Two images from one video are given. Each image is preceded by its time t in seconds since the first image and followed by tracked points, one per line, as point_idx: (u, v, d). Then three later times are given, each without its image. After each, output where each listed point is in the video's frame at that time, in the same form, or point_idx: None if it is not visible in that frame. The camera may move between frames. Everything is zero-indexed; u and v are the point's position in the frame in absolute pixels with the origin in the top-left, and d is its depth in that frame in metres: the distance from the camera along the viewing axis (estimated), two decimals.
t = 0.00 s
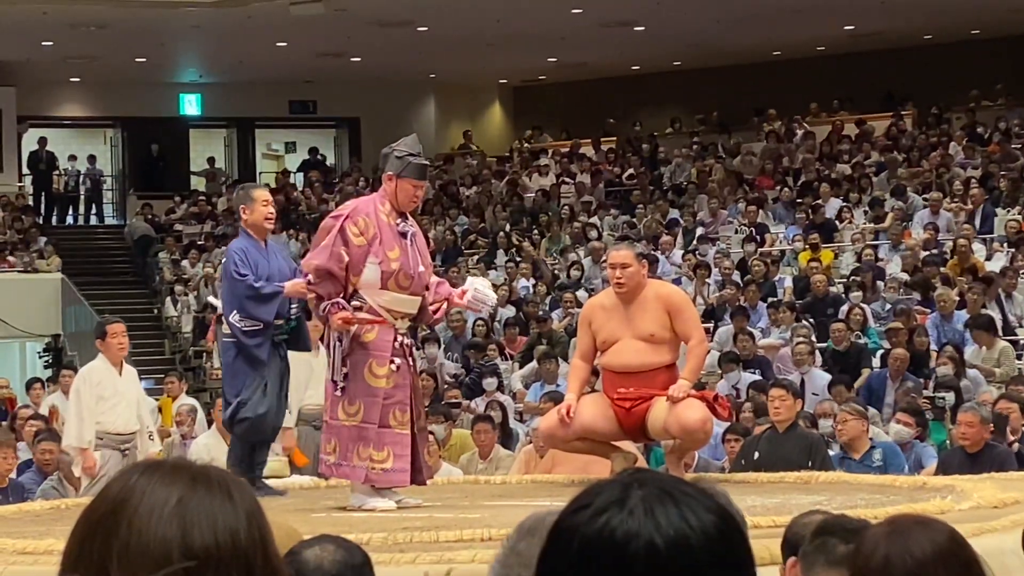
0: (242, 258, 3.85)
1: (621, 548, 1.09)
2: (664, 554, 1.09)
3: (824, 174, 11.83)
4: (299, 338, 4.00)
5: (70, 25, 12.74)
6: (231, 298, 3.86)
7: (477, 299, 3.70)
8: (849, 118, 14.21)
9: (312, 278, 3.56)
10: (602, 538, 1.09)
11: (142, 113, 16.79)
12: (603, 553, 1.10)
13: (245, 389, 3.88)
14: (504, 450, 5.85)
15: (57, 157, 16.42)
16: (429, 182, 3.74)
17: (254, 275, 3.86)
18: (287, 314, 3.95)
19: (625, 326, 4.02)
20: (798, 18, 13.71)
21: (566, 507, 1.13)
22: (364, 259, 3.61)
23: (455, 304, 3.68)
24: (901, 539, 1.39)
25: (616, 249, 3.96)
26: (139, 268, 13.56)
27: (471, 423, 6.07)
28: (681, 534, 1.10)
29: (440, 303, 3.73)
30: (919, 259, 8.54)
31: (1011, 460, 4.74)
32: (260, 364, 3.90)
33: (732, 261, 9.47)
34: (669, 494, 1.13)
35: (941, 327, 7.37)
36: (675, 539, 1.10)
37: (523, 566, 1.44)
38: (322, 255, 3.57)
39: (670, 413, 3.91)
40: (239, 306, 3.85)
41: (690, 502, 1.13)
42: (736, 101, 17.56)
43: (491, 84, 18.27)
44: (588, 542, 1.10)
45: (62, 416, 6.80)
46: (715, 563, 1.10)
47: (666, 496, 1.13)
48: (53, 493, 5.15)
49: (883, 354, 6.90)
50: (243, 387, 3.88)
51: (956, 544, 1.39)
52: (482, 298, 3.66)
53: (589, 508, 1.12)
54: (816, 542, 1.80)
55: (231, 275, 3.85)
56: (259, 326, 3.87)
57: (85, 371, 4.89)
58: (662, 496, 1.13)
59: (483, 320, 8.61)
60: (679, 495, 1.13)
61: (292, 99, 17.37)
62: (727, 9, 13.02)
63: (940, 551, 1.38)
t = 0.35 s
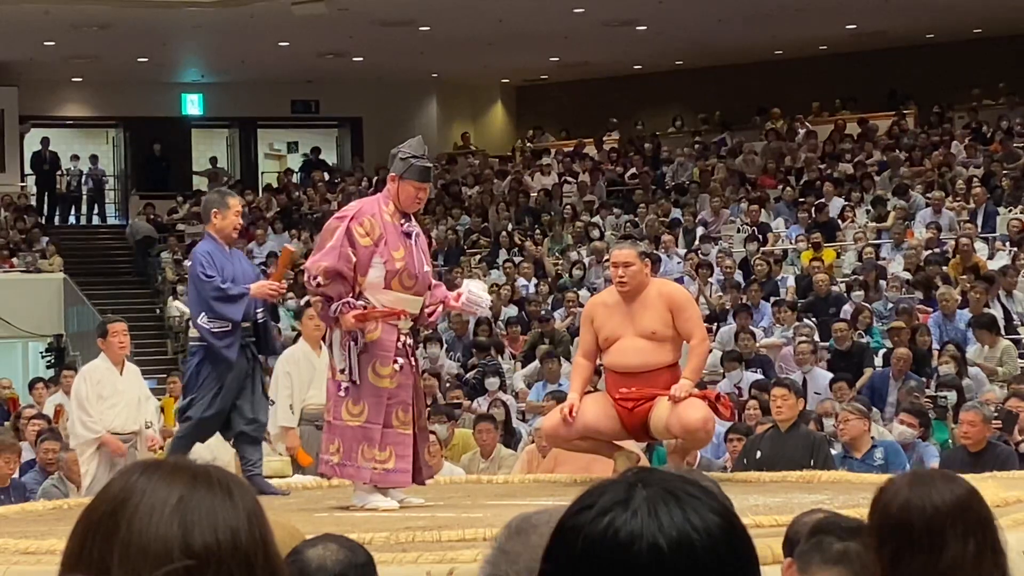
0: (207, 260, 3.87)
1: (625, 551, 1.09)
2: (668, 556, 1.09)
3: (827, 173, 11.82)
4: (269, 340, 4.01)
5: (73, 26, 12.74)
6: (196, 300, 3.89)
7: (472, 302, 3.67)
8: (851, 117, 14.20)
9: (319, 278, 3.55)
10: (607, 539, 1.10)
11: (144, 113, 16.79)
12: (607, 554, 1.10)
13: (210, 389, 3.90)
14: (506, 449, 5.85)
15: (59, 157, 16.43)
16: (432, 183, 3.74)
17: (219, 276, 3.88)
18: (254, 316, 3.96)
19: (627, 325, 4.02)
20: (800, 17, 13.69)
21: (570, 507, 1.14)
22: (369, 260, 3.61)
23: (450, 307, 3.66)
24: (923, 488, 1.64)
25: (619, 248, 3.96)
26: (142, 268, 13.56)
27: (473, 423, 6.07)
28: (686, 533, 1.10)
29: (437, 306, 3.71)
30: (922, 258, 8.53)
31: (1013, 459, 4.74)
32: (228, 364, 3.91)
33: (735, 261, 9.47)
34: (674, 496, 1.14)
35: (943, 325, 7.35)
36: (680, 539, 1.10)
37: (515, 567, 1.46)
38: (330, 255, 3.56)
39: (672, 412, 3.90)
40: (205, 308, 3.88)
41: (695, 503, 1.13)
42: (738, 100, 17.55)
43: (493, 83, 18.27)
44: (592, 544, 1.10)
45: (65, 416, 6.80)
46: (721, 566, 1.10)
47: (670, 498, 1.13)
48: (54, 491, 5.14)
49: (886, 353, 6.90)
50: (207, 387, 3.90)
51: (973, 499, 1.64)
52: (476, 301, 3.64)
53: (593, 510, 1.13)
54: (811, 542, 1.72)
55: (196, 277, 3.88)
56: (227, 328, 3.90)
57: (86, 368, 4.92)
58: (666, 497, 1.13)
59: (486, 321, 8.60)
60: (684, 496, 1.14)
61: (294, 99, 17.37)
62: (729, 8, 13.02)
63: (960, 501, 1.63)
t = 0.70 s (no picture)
0: (190, 261, 3.93)
1: (624, 552, 1.10)
2: (669, 559, 1.09)
3: (828, 174, 11.82)
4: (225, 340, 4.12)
5: (74, 27, 12.74)
6: (167, 297, 3.93)
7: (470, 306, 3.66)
8: (852, 117, 14.19)
9: (325, 281, 3.52)
10: (608, 540, 1.10)
11: (145, 114, 16.79)
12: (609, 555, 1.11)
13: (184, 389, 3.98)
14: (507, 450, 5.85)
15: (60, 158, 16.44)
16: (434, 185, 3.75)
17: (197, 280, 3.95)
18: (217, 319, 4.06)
19: (629, 326, 4.02)
20: (801, 18, 13.67)
21: (572, 507, 1.14)
22: (373, 261, 3.60)
23: (449, 309, 3.65)
24: (951, 431, 1.77)
25: (620, 248, 3.95)
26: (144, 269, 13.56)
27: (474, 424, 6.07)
28: (688, 535, 1.10)
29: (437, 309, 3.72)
30: (923, 258, 8.53)
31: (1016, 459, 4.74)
32: (197, 364, 4.00)
33: (736, 261, 9.46)
34: (675, 497, 1.14)
35: (945, 325, 7.35)
36: (681, 540, 1.10)
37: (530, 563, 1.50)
38: (335, 258, 3.54)
39: (674, 413, 3.90)
40: (175, 307, 3.93)
41: (696, 504, 1.13)
42: (738, 100, 17.54)
43: (495, 84, 18.27)
44: (597, 546, 1.10)
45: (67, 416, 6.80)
46: (722, 565, 1.11)
47: (672, 499, 1.13)
48: (55, 493, 5.15)
49: (888, 354, 6.90)
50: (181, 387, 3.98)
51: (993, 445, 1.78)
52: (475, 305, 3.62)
53: (595, 511, 1.13)
54: (808, 543, 1.78)
55: (171, 274, 3.93)
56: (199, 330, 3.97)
57: (79, 367, 4.94)
58: (668, 498, 1.13)
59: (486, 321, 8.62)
60: (686, 497, 1.14)
61: (295, 100, 17.37)
62: (729, 9, 13.00)
63: (984, 447, 1.77)
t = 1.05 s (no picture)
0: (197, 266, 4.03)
1: (627, 553, 1.09)
2: (671, 561, 1.09)
3: (829, 176, 11.82)
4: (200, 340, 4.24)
5: (76, 29, 12.75)
6: (179, 299, 3.99)
7: (471, 308, 3.64)
8: (853, 119, 14.19)
9: (327, 284, 3.51)
10: (610, 542, 1.10)
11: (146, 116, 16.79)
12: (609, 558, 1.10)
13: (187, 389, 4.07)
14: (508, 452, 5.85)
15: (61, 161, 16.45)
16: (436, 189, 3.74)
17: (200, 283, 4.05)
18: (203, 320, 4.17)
19: (631, 328, 4.02)
20: (801, 19, 13.68)
21: (572, 511, 1.14)
22: (377, 263, 3.60)
23: (450, 312, 3.64)
24: (961, 417, 1.61)
25: (621, 251, 3.94)
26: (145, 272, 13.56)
27: (475, 425, 6.07)
28: (689, 537, 1.10)
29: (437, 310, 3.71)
30: (925, 260, 8.52)
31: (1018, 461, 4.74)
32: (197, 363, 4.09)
33: (736, 263, 9.46)
34: (677, 498, 1.14)
35: (946, 327, 7.36)
36: (683, 541, 1.10)
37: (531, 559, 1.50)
38: (340, 261, 3.53)
39: (676, 415, 3.89)
40: (185, 310, 4.00)
41: (698, 506, 1.13)
42: (740, 102, 17.55)
43: (496, 85, 18.28)
44: (601, 549, 1.10)
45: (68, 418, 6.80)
46: (724, 568, 1.11)
47: (673, 501, 1.13)
48: (56, 495, 5.16)
49: (889, 355, 6.90)
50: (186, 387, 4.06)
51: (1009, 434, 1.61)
52: (475, 307, 3.60)
53: (598, 512, 1.13)
54: (805, 546, 1.79)
55: (181, 278, 3.99)
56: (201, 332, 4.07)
57: (70, 372, 4.93)
58: (670, 501, 1.13)
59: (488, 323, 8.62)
60: (688, 499, 1.14)
61: (297, 102, 17.37)
62: (731, 11, 13.00)
63: (997, 433, 1.61)
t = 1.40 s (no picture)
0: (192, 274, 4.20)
1: (627, 553, 1.10)
2: (672, 562, 1.10)
3: (830, 178, 11.83)
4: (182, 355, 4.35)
5: (76, 31, 12.74)
6: (187, 301, 4.13)
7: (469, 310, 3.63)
8: (853, 121, 14.20)
9: (326, 283, 3.52)
10: (611, 544, 1.10)
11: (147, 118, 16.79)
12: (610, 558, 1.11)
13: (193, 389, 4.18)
14: (508, 453, 5.86)
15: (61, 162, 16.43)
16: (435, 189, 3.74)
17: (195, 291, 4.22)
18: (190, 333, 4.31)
19: (632, 329, 4.02)
20: (802, 21, 13.69)
21: (573, 511, 1.14)
22: (376, 263, 3.60)
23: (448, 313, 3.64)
24: None
25: (623, 252, 3.95)
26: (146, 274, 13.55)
27: (476, 427, 6.07)
28: (690, 538, 1.11)
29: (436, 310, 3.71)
30: (926, 262, 8.52)
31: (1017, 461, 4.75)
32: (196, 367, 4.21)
33: (737, 264, 9.47)
34: (678, 500, 1.14)
35: (947, 329, 7.36)
36: (683, 543, 1.11)
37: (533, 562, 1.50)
38: (337, 261, 3.53)
39: (677, 416, 3.88)
40: (192, 312, 4.15)
41: (698, 509, 1.13)
42: (741, 104, 17.55)
43: (496, 87, 18.29)
44: (601, 548, 1.10)
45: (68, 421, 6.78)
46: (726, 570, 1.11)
47: (674, 503, 1.14)
48: (58, 497, 5.16)
49: (889, 357, 6.90)
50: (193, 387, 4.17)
51: None
52: (473, 309, 3.60)
53: (598, 514, 1.13)
54: (803, 546, 1.78)
55: (185, 282, 4.15)
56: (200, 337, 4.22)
57: (77, 373, 5.10)
58: (671, 503, 1.13)
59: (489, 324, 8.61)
60: (689, 501, 1.14)
61: (298, 104, 17.37)
62: (732, 12, 13.01)
63: None
